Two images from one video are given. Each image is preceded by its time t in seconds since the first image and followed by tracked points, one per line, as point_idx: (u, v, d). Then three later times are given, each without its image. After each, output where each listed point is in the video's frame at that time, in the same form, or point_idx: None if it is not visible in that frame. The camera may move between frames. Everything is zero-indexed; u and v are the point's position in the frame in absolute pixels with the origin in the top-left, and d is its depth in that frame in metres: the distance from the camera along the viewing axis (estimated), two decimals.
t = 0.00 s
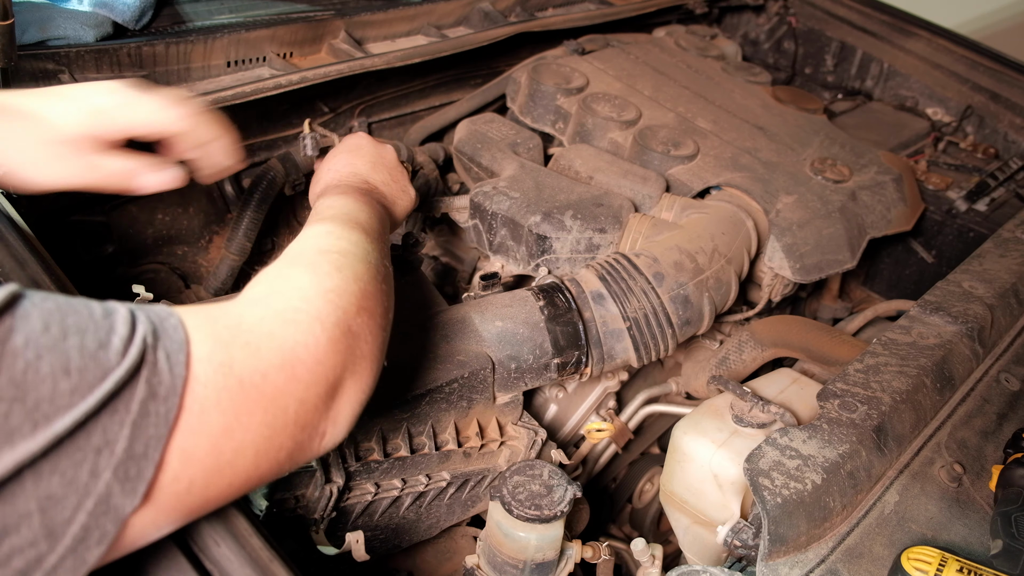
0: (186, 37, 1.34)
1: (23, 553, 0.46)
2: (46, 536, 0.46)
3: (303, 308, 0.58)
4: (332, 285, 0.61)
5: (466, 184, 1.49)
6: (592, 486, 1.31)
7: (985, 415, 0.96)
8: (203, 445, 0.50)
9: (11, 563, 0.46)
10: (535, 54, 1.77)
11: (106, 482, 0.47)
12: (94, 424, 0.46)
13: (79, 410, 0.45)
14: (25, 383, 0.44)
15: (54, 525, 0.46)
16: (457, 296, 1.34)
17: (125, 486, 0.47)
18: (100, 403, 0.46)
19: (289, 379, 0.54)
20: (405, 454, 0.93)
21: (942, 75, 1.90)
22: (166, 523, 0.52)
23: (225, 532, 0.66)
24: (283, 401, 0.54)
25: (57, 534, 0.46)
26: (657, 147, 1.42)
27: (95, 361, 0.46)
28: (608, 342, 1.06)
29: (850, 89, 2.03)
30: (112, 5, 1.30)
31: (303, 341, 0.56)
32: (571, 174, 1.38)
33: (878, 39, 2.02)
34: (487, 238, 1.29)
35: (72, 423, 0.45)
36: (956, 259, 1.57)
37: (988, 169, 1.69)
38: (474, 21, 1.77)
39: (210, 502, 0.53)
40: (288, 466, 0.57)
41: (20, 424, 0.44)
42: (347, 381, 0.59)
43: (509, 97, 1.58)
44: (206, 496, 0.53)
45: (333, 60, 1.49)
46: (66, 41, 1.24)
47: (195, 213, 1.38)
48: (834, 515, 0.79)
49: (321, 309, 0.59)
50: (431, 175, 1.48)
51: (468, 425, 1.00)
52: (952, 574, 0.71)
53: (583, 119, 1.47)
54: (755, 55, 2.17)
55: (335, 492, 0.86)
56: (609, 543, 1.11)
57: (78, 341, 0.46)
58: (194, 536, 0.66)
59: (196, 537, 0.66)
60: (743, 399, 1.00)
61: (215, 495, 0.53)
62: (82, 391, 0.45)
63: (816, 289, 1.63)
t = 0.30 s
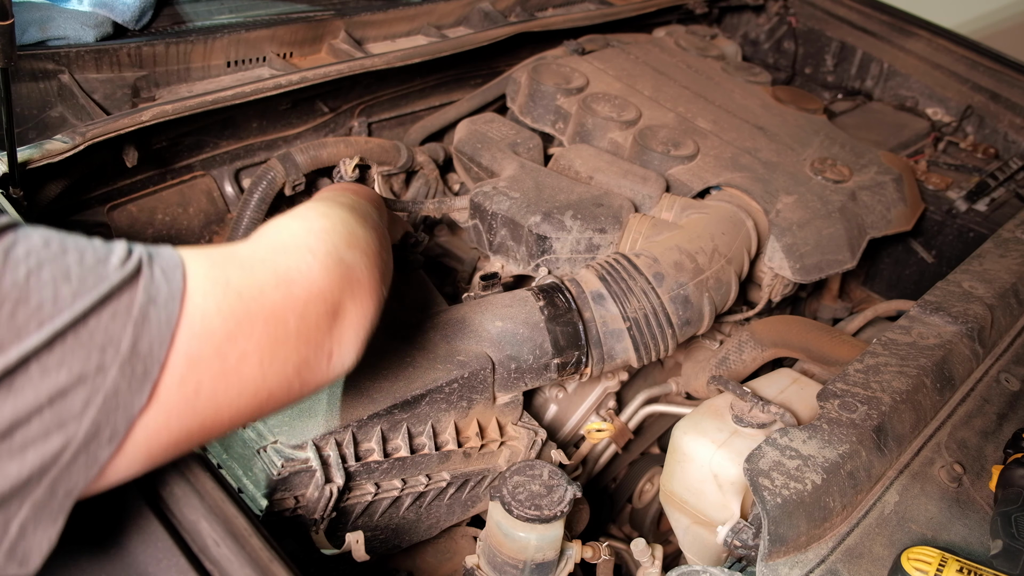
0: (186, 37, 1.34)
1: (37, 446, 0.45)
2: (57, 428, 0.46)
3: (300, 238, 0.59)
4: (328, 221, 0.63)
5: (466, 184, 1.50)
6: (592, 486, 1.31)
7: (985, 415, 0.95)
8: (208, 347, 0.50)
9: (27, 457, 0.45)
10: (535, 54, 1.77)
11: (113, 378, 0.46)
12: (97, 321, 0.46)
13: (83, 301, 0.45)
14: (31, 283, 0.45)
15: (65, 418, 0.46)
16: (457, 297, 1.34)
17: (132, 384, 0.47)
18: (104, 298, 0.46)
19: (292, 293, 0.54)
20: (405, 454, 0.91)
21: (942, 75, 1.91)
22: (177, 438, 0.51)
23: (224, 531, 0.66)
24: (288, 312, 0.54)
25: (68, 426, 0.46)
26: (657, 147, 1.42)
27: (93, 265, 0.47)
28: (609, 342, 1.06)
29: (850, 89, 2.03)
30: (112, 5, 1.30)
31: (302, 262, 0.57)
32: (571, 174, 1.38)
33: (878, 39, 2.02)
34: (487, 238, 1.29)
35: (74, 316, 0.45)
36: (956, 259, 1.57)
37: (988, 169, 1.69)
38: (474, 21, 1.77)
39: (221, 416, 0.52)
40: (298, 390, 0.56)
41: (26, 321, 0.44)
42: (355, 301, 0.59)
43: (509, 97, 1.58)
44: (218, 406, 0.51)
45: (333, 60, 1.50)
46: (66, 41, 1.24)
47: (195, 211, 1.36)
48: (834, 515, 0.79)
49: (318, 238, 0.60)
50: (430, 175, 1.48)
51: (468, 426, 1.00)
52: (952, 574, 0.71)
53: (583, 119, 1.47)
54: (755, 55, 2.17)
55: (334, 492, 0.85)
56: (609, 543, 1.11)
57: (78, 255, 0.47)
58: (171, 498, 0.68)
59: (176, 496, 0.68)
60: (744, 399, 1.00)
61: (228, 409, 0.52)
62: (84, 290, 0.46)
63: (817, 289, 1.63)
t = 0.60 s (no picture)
0: (185, 37, 1.34)
1: (70, 305, 0.50)
2: (85, 286, 0.50)
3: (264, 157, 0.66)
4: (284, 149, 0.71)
5: (466, 184, 1.49)
6: (592, 486, 1.31)
7: (985, 415, 0.95)
8: (207, 214, 0.55)
9: (63, 316, 0.50)
10: (535, 54, 1.77)
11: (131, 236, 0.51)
12: (104, 189, 0.51)
13: (85, 172, 0.50)
14: (37, 165, 0.50)
15: (92, 274, 0.50)
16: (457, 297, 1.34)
17: (147, 242, 0.52)
18: (105, 170, 0.51)
19: (269, 185, 0.61)
20: (405, 454, 0.91)
21: (942, 75, 1.91)
22: (196, 305, 0.56)
23: (224, 531, 0.66)
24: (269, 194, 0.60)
25: (95, 284, 0.50)
26: (657, 147, 1.42)
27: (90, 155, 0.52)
28: (608, 342, 1.06)
29: (850, 89, 2.03)
30: (112, 5, 1.29)
31: (270, 167, 0.64)
32: (571, 174, 1.38)
33: (878, 39, 2.02)
34: (487, 238, 1.29)
35: (84, 182, 0.50)
36: (956, 259, 1.57)
37: (988, 169, 1.69)
38: (474, 21, 1.77)
39: (232, 283, 0.57)
40: (301, 266, 0.61)
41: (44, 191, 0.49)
42: (328, 194, 0.66)
43: (509, 97, 1.58)
44: (227, 271, 0.56)
45: (333, 60, 1.50)
46: (66, 41, 1.24)
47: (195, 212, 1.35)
48: (834, 516, 0.79)
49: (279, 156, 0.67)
50: (430, 175, 1.48)
51: (467, 426, 1.00)
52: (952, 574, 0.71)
53: (583, 120, 1.47)
54: (755, 55, 2.17)
55: (334, 491, 0.85)
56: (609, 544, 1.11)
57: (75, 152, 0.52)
58: (153, 476, 0.70)
59: (133, 440, 0.73)
60: (744, 399, 1.00)
61: (236, 277, 0.57)
62: (85, 167, 0.51)
63: (816, 289, 1.63)
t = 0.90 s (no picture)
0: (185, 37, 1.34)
1: (85, 275, 0.51)
2: (100, 255, 0.51)
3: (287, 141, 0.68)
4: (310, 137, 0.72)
5: (466, 184, 1.49)
6: (592, 486, 1.31)
7: (985, 415, 0.96)
8: (222, 185, 0.57)
9: (78, 286, 0.51)
10: (535, 54, 1.77)
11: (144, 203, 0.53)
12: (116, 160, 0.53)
13: (97, 145, 0.53)
14: (49, 139, 0.52)
15: (105, 243, 0.51)
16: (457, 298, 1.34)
17: (160, 209, 0.53)
18: (117, 144, 0.54)
19: (289, 162, 0.63)
20: (405, 454, 0.91)
21: (942, 75, 1.91)
22: (219, 276, 0.56)
23: (224, 531, 0.66)
24: (287, 169, 0.62)
25: (109, 253, 0.52)
26: (657, 147, 1.42)
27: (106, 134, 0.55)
28: (609, 342, 1.06)
29: (850, 89, 2.03)
30: (113, 5, 1.29)
31: (290, 148, 0.66)
32: (571, 174, 1.38)
33: (878, 39, 2.02)
34: (487, 238, 1.29)
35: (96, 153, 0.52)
36: (956, 259, 1.57)
37: (988, 169, 1.69)
38: (474, 21, 1.77)
39: (254, 255, 0.58)
40: (326, 240, 0.62)
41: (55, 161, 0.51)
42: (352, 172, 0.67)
43: (509, 97, 1.58)
44: (247, 242, 0.57)
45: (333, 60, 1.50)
46: (66, 41, 1.24)
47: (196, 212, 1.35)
48: (834, 515, 0.79)
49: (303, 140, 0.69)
50: (430, 175, 1.48)
51: (468, 426, 1.00)
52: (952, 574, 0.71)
53: (583, 120, 1.47)
54: (755, 56, 2.17)
55: (334, 492, 0.85)
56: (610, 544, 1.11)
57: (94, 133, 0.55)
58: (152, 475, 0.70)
59: (133, 440, 0.73)
60: (743, 399, 1.00)
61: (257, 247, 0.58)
62: (97, 141, 0.53)
63: (816, 289, 1.63)
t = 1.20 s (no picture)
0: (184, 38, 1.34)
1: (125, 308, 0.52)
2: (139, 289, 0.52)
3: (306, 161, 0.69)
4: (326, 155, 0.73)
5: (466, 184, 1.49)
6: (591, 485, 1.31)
7: (985, 415, 0.96)
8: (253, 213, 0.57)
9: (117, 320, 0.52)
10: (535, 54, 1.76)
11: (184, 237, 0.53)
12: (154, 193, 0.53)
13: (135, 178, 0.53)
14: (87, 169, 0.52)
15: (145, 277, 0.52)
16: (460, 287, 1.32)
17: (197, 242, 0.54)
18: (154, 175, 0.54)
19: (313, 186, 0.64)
20: (405, 450, 0.91)
21: (942, 75, 1.91)
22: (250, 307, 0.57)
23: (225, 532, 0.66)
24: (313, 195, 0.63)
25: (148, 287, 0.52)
26: (657, 147, 1.42)
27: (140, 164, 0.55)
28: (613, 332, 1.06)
29: (850, 89, 2.03)
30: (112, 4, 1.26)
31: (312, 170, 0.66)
32: (571, 174, 1.38)
33: (878, 39, 2.02)
34: (487, 238, 1.29)
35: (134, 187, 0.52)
36: (956, 259, 1.57)
37: (988, 169, 1.69)
38: (474, 21, 1.77)
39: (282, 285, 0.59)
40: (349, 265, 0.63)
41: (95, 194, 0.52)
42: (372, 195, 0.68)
43: (509, 97, 1.58)
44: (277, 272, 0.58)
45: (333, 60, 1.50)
46: (66, 41, 1.23)
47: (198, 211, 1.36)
48: (834, 515, 0.79)
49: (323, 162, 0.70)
50: (430, 175, 1.48)
51: (469, 416, 0.99)
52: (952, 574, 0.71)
53: (583, 119, 1.47)
54: (755, 55, 2.17)
55: (334, 492, 0.84)
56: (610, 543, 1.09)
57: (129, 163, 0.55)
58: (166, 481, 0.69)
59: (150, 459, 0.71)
60: (743, 399, 0.99)
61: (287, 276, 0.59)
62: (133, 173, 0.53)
63: (816, 289, 1.63)
